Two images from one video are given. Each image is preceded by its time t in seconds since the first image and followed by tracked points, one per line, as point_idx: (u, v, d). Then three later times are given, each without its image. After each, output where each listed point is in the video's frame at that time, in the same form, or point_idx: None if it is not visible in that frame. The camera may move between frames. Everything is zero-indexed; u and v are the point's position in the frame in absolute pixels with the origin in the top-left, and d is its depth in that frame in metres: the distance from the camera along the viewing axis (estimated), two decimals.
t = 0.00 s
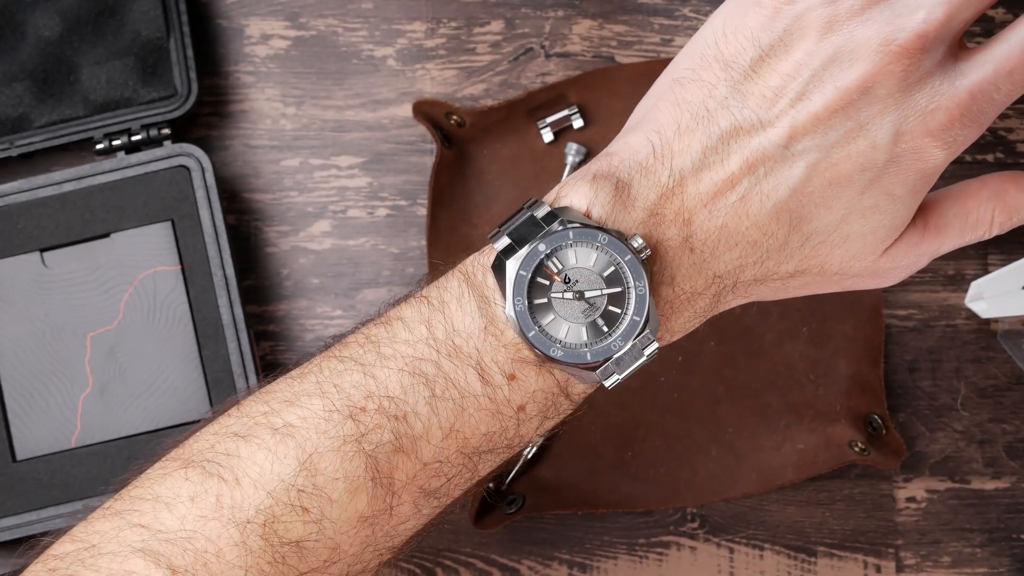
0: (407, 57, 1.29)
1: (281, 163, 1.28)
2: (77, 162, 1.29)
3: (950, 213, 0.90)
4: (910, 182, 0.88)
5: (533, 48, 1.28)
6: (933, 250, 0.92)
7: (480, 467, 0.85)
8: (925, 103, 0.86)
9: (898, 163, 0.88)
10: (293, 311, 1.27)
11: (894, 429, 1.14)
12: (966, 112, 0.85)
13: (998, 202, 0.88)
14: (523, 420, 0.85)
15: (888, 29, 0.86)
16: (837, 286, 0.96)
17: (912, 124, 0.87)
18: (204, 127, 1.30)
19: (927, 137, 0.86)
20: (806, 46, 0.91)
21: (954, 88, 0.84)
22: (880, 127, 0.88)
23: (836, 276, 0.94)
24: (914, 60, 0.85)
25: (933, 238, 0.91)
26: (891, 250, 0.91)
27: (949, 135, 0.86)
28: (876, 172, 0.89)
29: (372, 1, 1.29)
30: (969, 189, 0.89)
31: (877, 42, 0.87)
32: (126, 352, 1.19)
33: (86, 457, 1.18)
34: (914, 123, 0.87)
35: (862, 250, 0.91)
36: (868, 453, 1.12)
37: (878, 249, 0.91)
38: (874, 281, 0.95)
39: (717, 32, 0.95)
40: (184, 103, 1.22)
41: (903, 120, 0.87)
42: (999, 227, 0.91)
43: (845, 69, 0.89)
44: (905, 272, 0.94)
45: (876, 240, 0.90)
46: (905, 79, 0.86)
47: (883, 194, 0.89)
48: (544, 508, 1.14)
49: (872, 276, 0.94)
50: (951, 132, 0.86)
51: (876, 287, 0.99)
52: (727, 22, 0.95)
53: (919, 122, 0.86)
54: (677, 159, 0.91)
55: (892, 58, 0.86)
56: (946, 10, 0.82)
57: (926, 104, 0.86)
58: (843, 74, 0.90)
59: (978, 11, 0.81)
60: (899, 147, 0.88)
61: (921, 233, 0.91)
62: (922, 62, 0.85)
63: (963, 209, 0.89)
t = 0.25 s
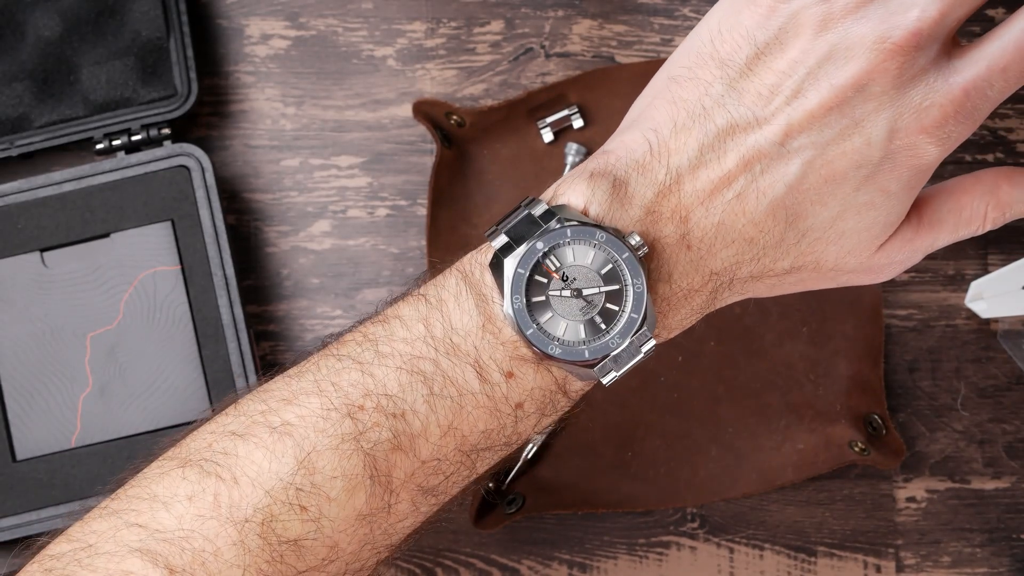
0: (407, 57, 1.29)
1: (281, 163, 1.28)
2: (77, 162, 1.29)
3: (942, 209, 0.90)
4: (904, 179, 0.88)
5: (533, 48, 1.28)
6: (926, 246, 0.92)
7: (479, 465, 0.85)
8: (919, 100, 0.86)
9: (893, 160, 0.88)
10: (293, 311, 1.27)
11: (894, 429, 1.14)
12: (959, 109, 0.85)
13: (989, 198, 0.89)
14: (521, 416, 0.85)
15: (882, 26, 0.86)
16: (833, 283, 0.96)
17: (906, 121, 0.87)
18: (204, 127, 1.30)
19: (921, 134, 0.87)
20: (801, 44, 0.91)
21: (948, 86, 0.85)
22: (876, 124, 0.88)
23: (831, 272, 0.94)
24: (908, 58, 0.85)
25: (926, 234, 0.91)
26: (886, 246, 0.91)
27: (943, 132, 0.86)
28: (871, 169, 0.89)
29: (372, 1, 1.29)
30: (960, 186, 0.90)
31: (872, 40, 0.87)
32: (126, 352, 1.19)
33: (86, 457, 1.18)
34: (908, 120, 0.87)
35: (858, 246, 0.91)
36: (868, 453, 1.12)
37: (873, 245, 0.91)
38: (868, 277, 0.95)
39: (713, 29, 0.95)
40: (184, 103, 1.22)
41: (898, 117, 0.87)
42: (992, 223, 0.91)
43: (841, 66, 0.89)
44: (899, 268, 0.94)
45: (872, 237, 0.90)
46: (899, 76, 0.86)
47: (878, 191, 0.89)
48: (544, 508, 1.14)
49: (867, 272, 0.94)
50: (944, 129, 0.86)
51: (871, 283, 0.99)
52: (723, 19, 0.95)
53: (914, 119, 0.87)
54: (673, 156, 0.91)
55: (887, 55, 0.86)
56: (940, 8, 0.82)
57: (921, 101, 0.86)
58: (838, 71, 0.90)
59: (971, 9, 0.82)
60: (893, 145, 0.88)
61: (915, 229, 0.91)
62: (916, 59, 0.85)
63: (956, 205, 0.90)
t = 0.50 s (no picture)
0: (407, 57, 1.29)
1: (281, 163, 1.28)
2: (77, 162, 1.29)
3: (949, 210, 0.90)
4: (909, 179, 0.88)
5: (533, 48, 1.28)
6: (932, 247, 0.92)
7: (481, 467, 0.85)
8: (922, 100, 0.86)
9: (897, 160, 0.88)
10: (293, 311, 1.27)
11: (894, 429, 1.13)
12: (963, 108, 0.85)
13: (995, 198, 0.89)
14: (524, 419, 0.85)
15: (885, 26, 0.86)
16: (837, 284, 0.95)
17: (910, 121, 0.87)
18: (204, 127, 1.30)
19: (925, 134, 0.87)
20: (803, 44, 0.92)
21: (952, 85, 0.85)
22: (879, 124, 0.88)
23: (835, 273, 0.94)
24: (911, 58, 0.85)
25: (932, 235, 0.91)
26: (891, 247, 0.91)
27: (946, 132, 0.86)
28: (874, 169, 0.89)
29: (372, 1, 1.29)
30: (970, 184, 0.90)
31: (874, 40, 0.87)
32: (126, 352, 1.19)
33: (86, 457, 1.18)
34: (912, 120, 0.87)
35: (862, 247, 0.91)
36: (868, 453, 1.12)
37: (877, 246, 0.91)
38: (873, 278, 0.95)
39: (715, 31, 0.95)
40: (184, 103, 1.22)
41: (901, 117, 0.87)
42: (998, 224, 0.91)
43: (843, 67, 0.90)
44: (904, 269, 0.94)
45: (876, 237, 0.90)
46: (902, 76, 0.86)
47: (882, 192, 0.89)
48: (544, 508, 1.14)
49: (872, 273, 0.94)
50: (948, 129, 0.86)
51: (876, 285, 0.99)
52: (725, 21, 0.95)
53: (917, 119, 0.87)
54: (676, 158, 0.91)
55: (890, 55, 0.86)
56: (943, 8, 0.82)
57: (924, 101, 0.86)
58: (841, 72, 0.90)
59: (975, 8, 0.82)
60: (897, 145, 0.88)
61: (920, 230, 0.91)
62: (919, 59, 0.85)
63: (962, 206, 0.90)
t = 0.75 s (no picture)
0: (407, 57, 1.29)
1: (281, 163, 1.28)
2: (77, 162, 1.29)
3: (948, 207, 0.90)
4: (905, 177, 0.88)
5: (533, 48, 1.28)
6: (931, 245, 0.92)
7: (478, 470, 0.85)
8: (917, 97, 0.86)
9: (893, 157, 0.88)
10: (293, 312, 1.27)
11: (894, 429, 1.13)
12: (959, 105, 0.85)
13: (995, 195, 0.88)
14: (521, 421, 0.85)
15: (879, 23, 0.86)
16: (835, 283, 0.95)
17: (905, 118, 0.87)
18: (204, 127, 1.30)
19: (921, 130, 0.87)
20: (797, 43, 0.92)
21: (947, 82, 0.85)
22: (874, 121, 0.89)
23: (834, 272, 0.94)
24: (905, 55, 0.86)
25: (930, 232, 0.91)
26: (889, 245, 0.91)
27: (942, 128, 0.87)
28: (870, 166, 0.89)
29: (372, 1, 1.29)
30: (968, 181, 0.89)
31: (868, 37, 0.87)
32: (126, 352, 1.19)
33: (86, 457, 1.18)
34: (907, 117, 0.87)
35: (859, 245, 0.91)
36: (868, 452, 1.12)
37: (875, 244, 0.91)
38: (871, 277, 0.95)
39: (708, 31, 0.95)
40: (184, 103, 1.22)
41: (897, 113, 0.88)
42: (997, 222, 0.90)
43: (837, 64, 0.90)
44: (902, 268, 0.94)
45: (874, 235, 0.90)
46: (897, 73, 0.87)
47: (878, 189, 0.89)
48: (544, 508, 1.14)
49: (870, 272, 0.94)
50: (944, 125, 0.87)
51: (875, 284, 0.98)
52: (718, 20, 0.95)
53: (912, 115, 0.87)
54: (670, 157, 0.91)
55: (884, 52, 0.86)
56: (937, 5, 0.83)
57: (919, 97, 0.86)
58: (835, 69, 0.90)
59: (968, 4, 0.82)
60: (893, 142, 0.88)
61: (918, 228, 0.91)
62: (914, 55, 0.85)
63: (960, 203, 0.90)
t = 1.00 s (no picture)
0: (407, 57, 1.29)
1: (281, 163, 1.28)
2: (77, 162, 1.29)
3: (955, 202, 0.90)
4: (912, 171, 0.88)
5: (533, 48, 1.28)
6: (940, 240, 0.92)
7: (484, 469, 0.85)
8: (922, 90, 0.86)
9: (899, 151, 0.88)
10: (293, 312, 1.27)
11: (894, 429, 1.13)
12: (964, 98, 0.85)
13: (1002, 189, 0.88)
14: (528, 419, 0.85)
15: (882, 18, 0.86)
16: (844, 281, 0.95)
17: (910, 112, 0.87)
18: (204, 127, 1.30)
19: (926, 124, 0.87)
20: (801, 39, 0.92)
21: (952, 75, 0.85)
22: (879, 115, 0.89)
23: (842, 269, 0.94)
24: (909, 49, 0.85)
25: (939, 228, 0.91)
26: (897, 240, 0.91)
27: (948, 122, 0.86)
28: (875, 161, 0.89)
29: (372, 1, 1.29)
30: (976, 175, 0.89)
31: (871, 32, 0.87)
32: (126, 352, 1.19)
33: (86, 457, 1.18)
34: (912, 110, 0.87)
35: (867, 241, 0.91)
36: (868, 453, 1.12)
37: (883, 240, 0.90)
38: (881, 274, 0.95)
39: (712, 30, 0.95)
40: (184, 103, 1.22)
41: (902, 107, 0.88)
42: (1007, 215, 0.90)
43: (841, 59, 0.90)
44: (912, 264, 0.94)
45: (881, 231, 0.90)
46: (901, 67, 0.86)
47: (885, 184, 0.89)
48: (544, 508, 1.15)
49: (879, 268, 0.94)
50: (950, 119, 0.86)
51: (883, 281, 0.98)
52: (722, 19, 0.95)
53: (917, 109, 0.87)
54: (675, 154, 0.91)
55: (888, 46, 0.86)
56: None
57: (924, 91, 0.86)
58: (839, 64, 0.90)
59: None
60: (898, 135, 0.88)
61: (926, 224, 0.90)
62: (917, 49, 0.85)
63: (967, 198, 0.89)
